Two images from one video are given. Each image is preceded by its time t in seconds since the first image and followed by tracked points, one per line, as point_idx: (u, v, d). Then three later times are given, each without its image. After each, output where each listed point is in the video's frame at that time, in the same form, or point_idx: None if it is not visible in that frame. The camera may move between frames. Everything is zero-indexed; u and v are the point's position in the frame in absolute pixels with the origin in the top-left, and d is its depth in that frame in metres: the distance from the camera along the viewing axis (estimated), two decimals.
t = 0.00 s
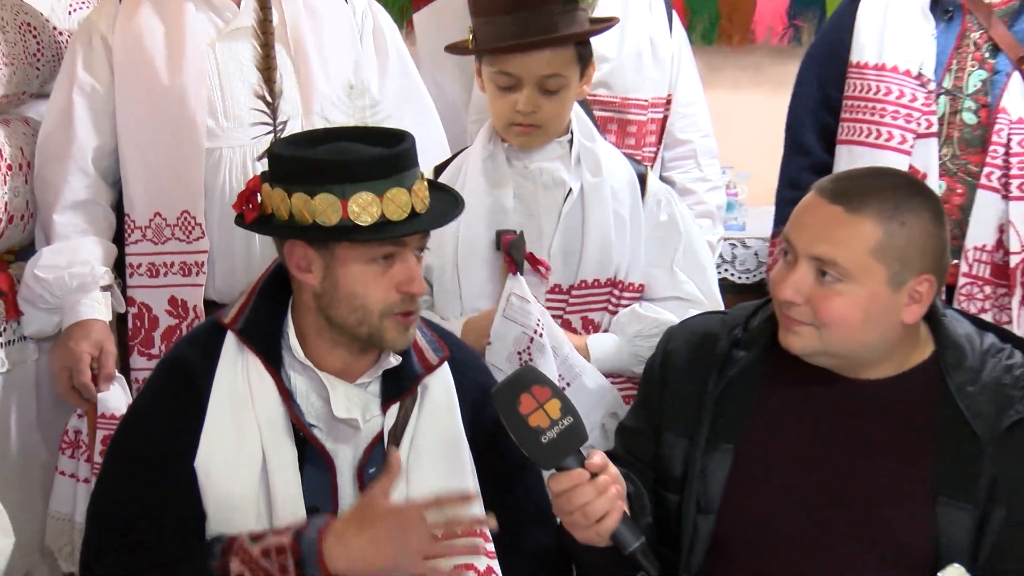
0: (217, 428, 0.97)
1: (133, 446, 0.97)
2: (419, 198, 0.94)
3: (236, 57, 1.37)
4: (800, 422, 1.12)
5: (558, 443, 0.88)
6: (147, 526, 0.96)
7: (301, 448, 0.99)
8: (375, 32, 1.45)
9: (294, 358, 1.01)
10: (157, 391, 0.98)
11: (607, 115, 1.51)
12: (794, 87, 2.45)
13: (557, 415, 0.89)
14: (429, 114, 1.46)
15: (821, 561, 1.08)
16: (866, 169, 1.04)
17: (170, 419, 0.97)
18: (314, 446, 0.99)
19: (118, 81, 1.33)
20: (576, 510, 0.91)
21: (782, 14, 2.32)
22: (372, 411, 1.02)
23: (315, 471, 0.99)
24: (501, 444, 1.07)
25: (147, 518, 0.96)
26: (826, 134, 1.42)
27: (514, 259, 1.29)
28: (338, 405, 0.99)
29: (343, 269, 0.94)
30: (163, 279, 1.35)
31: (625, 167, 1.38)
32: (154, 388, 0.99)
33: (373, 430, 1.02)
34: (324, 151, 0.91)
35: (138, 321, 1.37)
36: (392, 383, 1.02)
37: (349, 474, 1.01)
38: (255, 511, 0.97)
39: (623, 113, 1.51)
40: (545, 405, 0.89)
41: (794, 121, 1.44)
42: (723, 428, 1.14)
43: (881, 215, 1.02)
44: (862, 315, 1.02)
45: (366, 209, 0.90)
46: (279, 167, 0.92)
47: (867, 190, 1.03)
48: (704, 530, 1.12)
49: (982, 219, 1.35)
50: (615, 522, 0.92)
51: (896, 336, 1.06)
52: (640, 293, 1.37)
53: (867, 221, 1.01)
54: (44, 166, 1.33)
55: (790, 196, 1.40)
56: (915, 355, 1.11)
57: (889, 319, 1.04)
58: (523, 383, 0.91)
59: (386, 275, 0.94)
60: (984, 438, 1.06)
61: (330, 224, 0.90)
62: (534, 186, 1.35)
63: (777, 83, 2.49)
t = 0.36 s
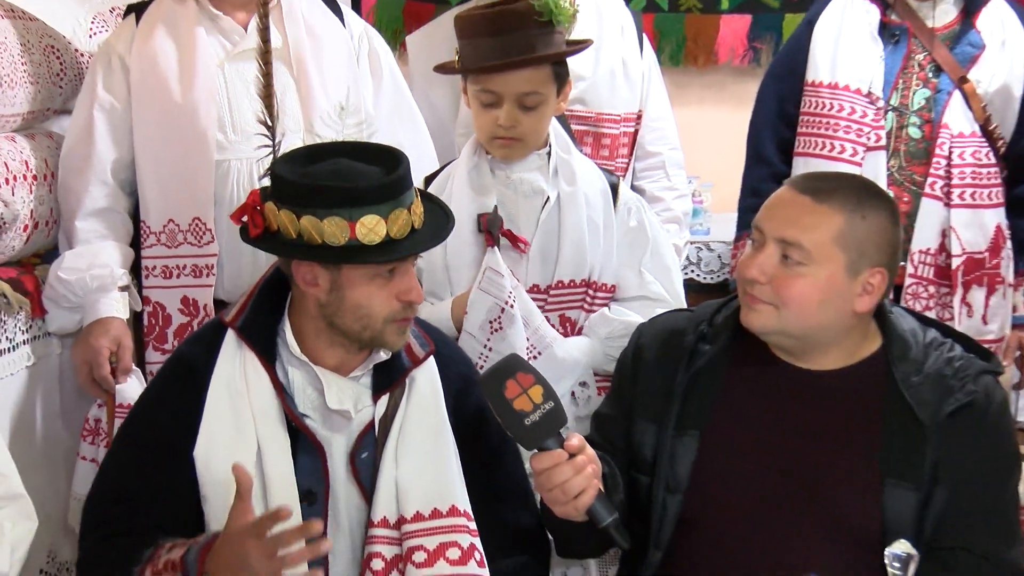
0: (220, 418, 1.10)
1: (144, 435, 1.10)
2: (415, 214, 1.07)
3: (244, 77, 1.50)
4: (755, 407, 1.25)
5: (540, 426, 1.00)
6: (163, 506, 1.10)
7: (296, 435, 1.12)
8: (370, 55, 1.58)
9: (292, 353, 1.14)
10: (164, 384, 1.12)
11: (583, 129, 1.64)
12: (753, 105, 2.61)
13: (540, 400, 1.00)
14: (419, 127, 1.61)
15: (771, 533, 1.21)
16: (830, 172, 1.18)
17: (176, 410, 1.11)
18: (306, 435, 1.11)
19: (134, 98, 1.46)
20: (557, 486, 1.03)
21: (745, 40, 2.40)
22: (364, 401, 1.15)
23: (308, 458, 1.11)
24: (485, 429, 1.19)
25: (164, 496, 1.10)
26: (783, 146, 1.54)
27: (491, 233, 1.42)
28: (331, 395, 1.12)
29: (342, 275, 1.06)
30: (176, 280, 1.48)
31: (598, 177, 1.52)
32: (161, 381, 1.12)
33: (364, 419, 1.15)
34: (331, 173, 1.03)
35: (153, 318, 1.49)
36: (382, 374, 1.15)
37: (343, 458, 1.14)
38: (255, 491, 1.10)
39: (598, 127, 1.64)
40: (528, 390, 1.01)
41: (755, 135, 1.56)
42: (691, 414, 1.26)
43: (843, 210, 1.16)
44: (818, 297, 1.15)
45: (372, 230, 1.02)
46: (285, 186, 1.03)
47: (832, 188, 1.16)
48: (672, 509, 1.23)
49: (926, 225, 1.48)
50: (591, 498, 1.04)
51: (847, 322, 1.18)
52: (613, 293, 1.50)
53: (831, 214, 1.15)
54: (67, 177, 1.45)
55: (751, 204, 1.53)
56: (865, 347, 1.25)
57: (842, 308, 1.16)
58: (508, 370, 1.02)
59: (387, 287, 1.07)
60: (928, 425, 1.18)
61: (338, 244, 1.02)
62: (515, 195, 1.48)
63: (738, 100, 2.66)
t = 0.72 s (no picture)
0: (230, 409, 1.23)
1: (161, 426, 1.24)
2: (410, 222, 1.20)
3: (249, 92, 1.62)
4: (716, 396, 1.38)
5: (519, 422, 1.11)
6: (179, 493, 1.23)
7: (300, 422, 1.25)
8: (364, 72, 1.72)
9: (294, 347, 1.27)
10: (176, 377, 1.25)
11: (561, 140, 1.77)
12: (718, 118, 2.76)
13: (518, 398, 1.11)
14: (411, 139, 1.73)
15: (728, 508, 1.34)
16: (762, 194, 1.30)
17: (190, 402, 1.24)
18: (308, 422, 1.25)
19: (147, 112, 1.59)
20: (536, 476, 1.17)
21: (710, 58, 2.52)
22: (361, 392, 1.28)
23: (310, 442, 1.25)
24: (468, 415, 1.32)
25: (177, 485, 1.23)
26: (745, 156, 1.67)
27: (478, 229, 1.56)
28: (331, 386, 1.25)
29: (336, 283, 1.20)
30: (186, 280, 1.60)
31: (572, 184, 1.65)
32: (174, 373, 1.26)
33: (360, 407, 1.28)
34: (331, 183, 1.16)
35: (165, 315, 1.62)
36: (377, 366, 1.28)
37: (342, 443, 1.26)
38: (261, 475, 1.23)
39: (575, 138, 1.78)
40: (508, 389, 1.11)
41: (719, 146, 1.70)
42: (660, 403, 1.39)
43: (782, 234, 1.28)
44: (776, 312, 1.27)
45: (370, 237, 1.16)
46: (293, 198, 1.16)
47: (767, 211, 1.28)
48: (643, 490, 1.37)
49: (875, 228, 1.62)
50: (567, 485, 1.17)
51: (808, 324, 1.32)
52: (587, 291, 1.63)
53: (767, 239, 1.27)
54: (86, 185, 1.58)
55: (715, 209, 1.66)
56: (823, 339, 1.37)
57: (798, 311, 1.29)
58: (489, 371, 1.12)
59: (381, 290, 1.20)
60: (876, 408, 1.32)
61: (336, 248, 1.16)
62: (496, 202, 1.61)
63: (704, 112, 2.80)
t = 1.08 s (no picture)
0: (246, 401, 1.37)
1: (181, 415, 1.37)
2: (387, 235, 1.31)
3: (257, 107, 1.77)
4: (686, 389, 1.50)
5: (508, 418, 1.19)
6: (197, 478, 1.36)
7: (308, 412, 1.39)
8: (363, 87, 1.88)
9: (307, 342, 1.42)
10: (195, 369, 1.39)
11: (544, 150, 1.93)
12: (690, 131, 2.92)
13: (506, 394, 1.19)
14: (405, 149, 1.89)
15: (696, 489, 1.47)
16: (725, 204, 1.40)
17: (208, 394, 1.37)
18: (316, 412, 1.39)
19: (163, 125, 1.73)
20: (522, 465, 1.26)
21: (680, 75, 2.72)
22: (365, 385, 1.42)
23: (317, 432, 1.40)
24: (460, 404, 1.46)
25: (194, 473, 1.37)
26: (715, 166, 1.81)
27: (471, 225, 1.71)
28: (336, 379, 1.40)
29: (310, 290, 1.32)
30: (200, 280, 1.75)
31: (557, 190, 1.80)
32: (193, 365, 1.39)
33: (363, 399, 1.42)
34: (317, 198, 1.28)
35: (180, 312, 1.76)
36: (378, 362, 1.41)
37: (346, 432, 1.41)
38: (273, 461, 1.37)
39: (557, 148, 1.93)
40: (496, 386, 1.19)
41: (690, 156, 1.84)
42: (635, 396, 1.52)
43: (748, 240, 1.38)
44: (746, 314, 1.37)
45: (346, 249, 1.27)
46: (288, 211, 1.28)
47: (732, 218, 1.39)
48: (620, 475, 1.50)
49: (833, 232, 1.76)
50: (547, 473, 1.28)
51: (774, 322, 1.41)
52: (570, 288, 1.77)
53: (733, 244, 1.37)
54: (106, 192, 1.73)
55: (686, 215, 1.81)
56: (783, 335, 1.49)
57: (764, 310, 1.39)
58: (478, 369, 1.20)
59: (350, 297, 1.31)
60: (835, 400, 1.44)
61: (302, 256, 1.29)
62: (487, 206, 1.74)
63: (676, 125, 2.95)
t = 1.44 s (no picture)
0: (256, 390, 1.55)
1: (199, 407, 1.57)
2: (372, 234, 1.45)
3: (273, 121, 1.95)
4: (662, 377, 1.68)
5: (502, 405, 1.31)
6: (211, 461, 1.56)
7: (313, 400, 1.56)
8: (370, 102, 2.08)
9: (309, 336, 1.58)
10: (210, 364, 1.58)
11: (535, 160, 2.10)
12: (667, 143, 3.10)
13: (499, 385, 1.31)
14: (407, 158, 2.09)
15: (672, 467, 1.64)
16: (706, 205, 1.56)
17: (223, 386, 1.57)
18: (320, 399, 1.56)
19: (187, 137, 1.91)
20: (516, 451, 1.39)
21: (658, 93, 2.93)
22: (365, 372, 1.59)
23: (322, 417, 1.57)
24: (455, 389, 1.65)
25: (219, 451, 1.56)
26: (691, 174, 1.98)
27: (486, 228, 1.88)
28: (338, 366, 1.57)
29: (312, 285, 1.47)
30: (221, 279, 1.92)
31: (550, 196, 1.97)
32: (207, 361, 1.59)
33: (363, 386, 1.59)
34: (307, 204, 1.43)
35: (203, 308, 1.93)
36: (376, 352, 1.58)
37: (349, 417, 1.58)
38: (280, 443, 1.54)
39: (546, 158, 2.11)
40: (490, 377, 1.31)
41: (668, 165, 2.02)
42: (618, 384, 1.69)
43: (726, 236, 1.55)
44: (724, 302, 1.54)
45: (334, 249, 1.42)
46: (283, 214, 1.44)
47: (710, 217, 1.55)
48: (604, 457, 1.67)
49: (798, 234, 1.93)
50: (540, 457, 1.41)
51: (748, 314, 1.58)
52: (562, 286, 1.95)
53: (713, 242, 1.53)
54: (134, 198, 1.91)
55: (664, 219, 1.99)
56: (754, 327, 1.66)
57: (739, 300, 1.56)
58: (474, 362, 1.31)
59: (342, 291, 1.47)
60: (799, 386, 1.60)
61: (296, 255, 1.44)
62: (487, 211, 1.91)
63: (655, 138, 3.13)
